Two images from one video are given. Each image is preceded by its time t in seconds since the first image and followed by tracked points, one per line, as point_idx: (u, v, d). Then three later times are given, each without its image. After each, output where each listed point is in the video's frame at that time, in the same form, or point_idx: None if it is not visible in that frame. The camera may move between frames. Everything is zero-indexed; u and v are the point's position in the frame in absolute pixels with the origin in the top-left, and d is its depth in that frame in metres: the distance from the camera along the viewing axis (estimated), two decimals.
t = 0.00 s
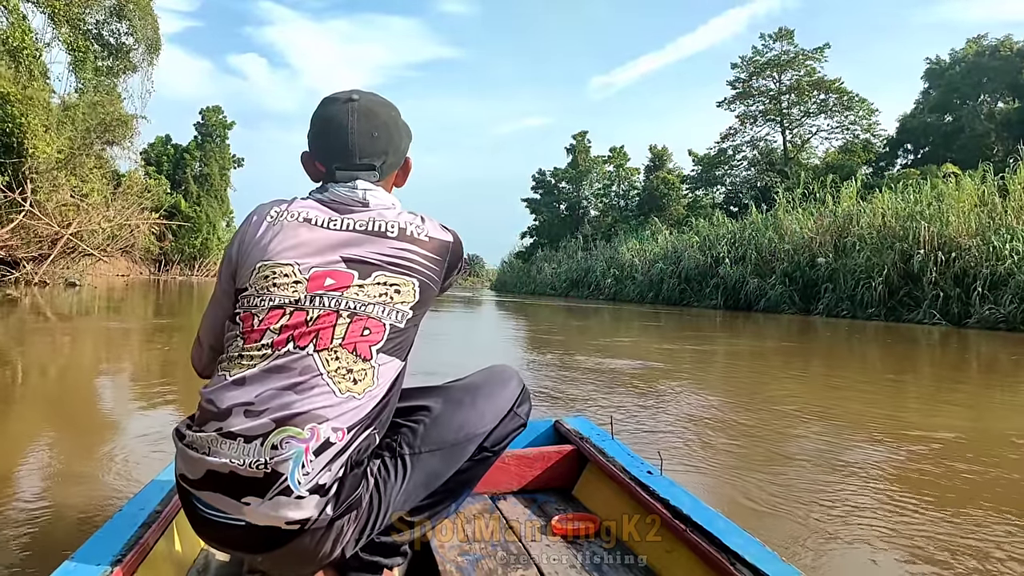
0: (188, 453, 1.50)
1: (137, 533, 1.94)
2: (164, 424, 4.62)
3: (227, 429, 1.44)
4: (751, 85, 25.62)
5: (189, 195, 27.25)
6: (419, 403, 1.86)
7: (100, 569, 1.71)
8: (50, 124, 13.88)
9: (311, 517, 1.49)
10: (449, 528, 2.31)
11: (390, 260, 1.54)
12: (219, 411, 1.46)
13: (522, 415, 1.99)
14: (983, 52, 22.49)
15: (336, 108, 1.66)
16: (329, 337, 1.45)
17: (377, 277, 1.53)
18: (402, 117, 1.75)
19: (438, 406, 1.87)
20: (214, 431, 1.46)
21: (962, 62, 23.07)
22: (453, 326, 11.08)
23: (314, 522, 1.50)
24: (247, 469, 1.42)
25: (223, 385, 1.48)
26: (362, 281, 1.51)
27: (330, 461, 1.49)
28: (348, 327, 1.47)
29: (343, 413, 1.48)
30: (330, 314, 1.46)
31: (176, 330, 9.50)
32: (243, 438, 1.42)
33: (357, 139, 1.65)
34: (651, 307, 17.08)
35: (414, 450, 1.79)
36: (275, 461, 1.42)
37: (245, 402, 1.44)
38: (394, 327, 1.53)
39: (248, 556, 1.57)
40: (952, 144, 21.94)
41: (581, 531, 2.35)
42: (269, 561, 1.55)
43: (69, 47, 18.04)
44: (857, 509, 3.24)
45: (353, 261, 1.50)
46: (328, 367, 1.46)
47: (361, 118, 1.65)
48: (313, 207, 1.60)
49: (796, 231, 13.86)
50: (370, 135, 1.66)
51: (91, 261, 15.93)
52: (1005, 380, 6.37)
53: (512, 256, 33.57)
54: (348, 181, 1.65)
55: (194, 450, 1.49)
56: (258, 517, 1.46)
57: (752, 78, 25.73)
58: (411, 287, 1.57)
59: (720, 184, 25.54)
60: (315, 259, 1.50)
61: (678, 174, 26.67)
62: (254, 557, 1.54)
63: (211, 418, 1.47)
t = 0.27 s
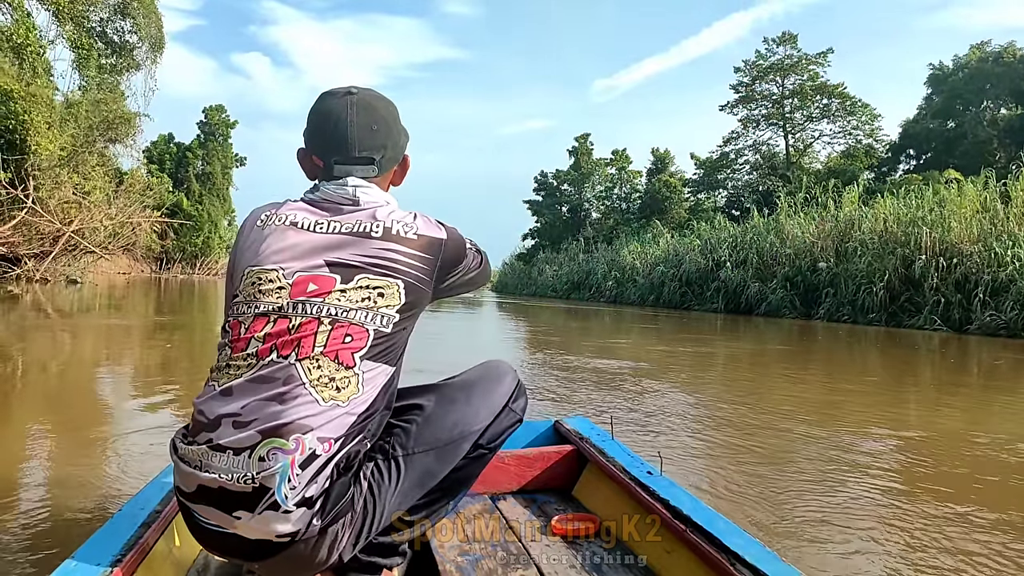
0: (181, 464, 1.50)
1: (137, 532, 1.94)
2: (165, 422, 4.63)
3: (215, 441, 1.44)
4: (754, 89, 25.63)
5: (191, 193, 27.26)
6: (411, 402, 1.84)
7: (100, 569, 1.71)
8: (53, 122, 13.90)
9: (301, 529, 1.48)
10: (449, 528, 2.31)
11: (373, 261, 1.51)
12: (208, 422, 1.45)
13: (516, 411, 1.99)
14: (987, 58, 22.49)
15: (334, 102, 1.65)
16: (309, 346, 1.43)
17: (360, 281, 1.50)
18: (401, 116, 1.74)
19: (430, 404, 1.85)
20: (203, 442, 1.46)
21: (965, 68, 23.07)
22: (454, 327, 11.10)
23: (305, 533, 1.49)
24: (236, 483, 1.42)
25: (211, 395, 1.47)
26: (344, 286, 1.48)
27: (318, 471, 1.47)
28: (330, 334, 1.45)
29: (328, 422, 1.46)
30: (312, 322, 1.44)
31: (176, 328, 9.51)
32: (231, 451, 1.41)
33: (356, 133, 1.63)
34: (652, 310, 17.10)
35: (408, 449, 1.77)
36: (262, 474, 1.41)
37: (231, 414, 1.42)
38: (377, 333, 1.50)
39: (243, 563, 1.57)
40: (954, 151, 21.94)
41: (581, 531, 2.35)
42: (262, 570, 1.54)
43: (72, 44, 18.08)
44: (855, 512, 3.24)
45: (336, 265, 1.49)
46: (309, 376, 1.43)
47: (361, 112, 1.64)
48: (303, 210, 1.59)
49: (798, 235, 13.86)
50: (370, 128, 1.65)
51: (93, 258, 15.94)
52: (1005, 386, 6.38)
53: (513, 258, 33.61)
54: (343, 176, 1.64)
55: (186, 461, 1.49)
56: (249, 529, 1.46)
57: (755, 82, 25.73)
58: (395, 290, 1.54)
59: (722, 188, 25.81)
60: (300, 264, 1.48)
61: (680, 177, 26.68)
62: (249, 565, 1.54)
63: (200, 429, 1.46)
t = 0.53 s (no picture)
0: (174, 477, 1.51)
1: (137, 533, 1.94)
2: (166, 422, 4.62)
3: (207, 451, 1.44)
4: (754, 88, 25.63)
5: (191, 194, 27.24)
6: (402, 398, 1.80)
7: (99, 569, 1.71)
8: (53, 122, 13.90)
9: (295, 537, 1.47)
10: (449, 528, 2.31)
11: (357, 267, 1.49)
12: (201, 432, 1.47)
13: (507, 403, 1.97)
14: (987, 56, 22.48)
15: (340, 95, 1.64)
16: (293, 355, 1.43)
17: (345, 287, 1.49)
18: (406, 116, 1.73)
19: (421, 400, 1.82)
20: (196, 453, 1.47)
21: (965, 66, 23.07)
22: (454, 326, 11.10)
23: (301, 541, 1.49)
24: (228, 495, 1.42)
25: (204, 404, 1.48)
26: (329, 293, 1.47)
27: (309, 478, 1.46)
28: (313, 343, 1.44)
29: (316, 430, 1.45)
30: (296, 330, 1.44)
31: (177, 328, 9.50)
32: (223, 462, 1.42)
33: (361, 125, 1.62)
34: (652, 309, 17.08)
35: (402, 447, 1.74)
36: (254, 486, 1.42)
37: (222, 424, 1.43)
38: (361, 343, 1.49)
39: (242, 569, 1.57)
40: (954, 149, 21.92)
41: (581, 531, 2.35)
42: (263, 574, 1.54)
43: (72, 44, 18.11)
44: (855, 510, 3.24)
45: (322, 270, 1.48)
46: (294, 386, 1.42)
47: (365, 105, 1.63)
48: (298, 208, 1.59)
49: (798, 234, 13.86)
50: (374, 121, 1.64)
51: (93, 259, 15.94)
52: (1006, 384, 6.38)
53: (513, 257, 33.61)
54: (341, 171, 1.62)
55: (179, 472, 1.50)
56: (244, 540, 1.46)
57: (755, 81, 25.73)
58: (379, 298, 1.52)
59: (722, 187, 25.83)
60: (289, 268, 1.49)
61: (680, 176, 26.68)
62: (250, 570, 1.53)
63: (194, 438, 1.47)
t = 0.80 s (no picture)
0: (169, 488, 1.51)
1: (137, 533, 1.93)
2: (166, 423, 4.62)
3: (203, 458, 1.45)
4: (753, 87, 25.62)
5: (190, 194, 27.20)
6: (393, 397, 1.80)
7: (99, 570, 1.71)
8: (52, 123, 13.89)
9: (295, 545, 1.48)
10: (449, 528, 2.31)
11: (348, 273, 1.46)
12: (196, 437, 1.47)
13: (500, 392, 1.96)
14: (986, 54, 22.49)
15: (356, 93, 1.63)
16: (284, 362, 1.42)
17: (337, 294, 1.46)
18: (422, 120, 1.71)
19: (413, 397, 1.82)
20: (192, 459, 1.47)
21: (964, 64, 23.07)
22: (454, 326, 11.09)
23: (301, 549, 1.49)
24: (224, 507, 1.42)
25: (200, 410, 1.49)
26: (321, 299, 1.45)
27: (306, 486, 1.47)
28: (305, 350, 1.43)
29: (310, 439, 1.45)
30: (287, 337, 1.43)
31: (176, 329, 9.49)
32: (219, 472, 1.42)
33: (375, 123, 1.60)
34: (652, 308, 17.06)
35: (398, 448, 1.74)
36: (250, 496, 1.42)
37: (218, 430, 1.44)
38: (352, 352, 1.46)
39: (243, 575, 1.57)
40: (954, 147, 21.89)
41: (581, 531, 2.35)
42: None
43: (70, 45, 18.12)
44: (854, 509, 3.23)
45: (315, 274, 1.46)
46: (286, 393, 1.42)
47: (379, 104, 1.60)
48: (304, 208, 1.57)
49: (797, 232, 13.86)
50: (388, 120, 1.61)
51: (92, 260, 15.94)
52: (1005, 382, 6.38)
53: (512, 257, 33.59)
54: (350, 171, 1.59)
55: (175, 482, 1.50)
56: (244, 549, 1.46)
57: (754, 79, 25.71)
58: (370, 307, 1.48)
59: (722, 185, 25.66)
60: (285, 270, 1.48)
61: (679, 175, 26.68)
62: None
63: (189, 445, 1.48)
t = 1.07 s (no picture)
0: (169, 492, 1.52)
1: (137, 532, 1.93)
2: (165, 424, 4.61)
3: (202, 462, 1.46)
4: (751, 87, 25.64)
5: (189, 195, 27.19)
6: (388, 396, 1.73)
7: (99, 570, 1.71)
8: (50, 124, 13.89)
9: (290, 553, 1.47)
10: (449, 528, 2.30)
11: (349, 280, 1.45)
12: (196, 439, 1.48)
13: (494, 389, 1.92)
14: (984, 54, 22.51)
15: (369, 97, 1.62)
16: (281, 367, 1.41)
17: (336, 300, 1.45)
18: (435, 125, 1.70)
19: (408, 396, 1.76)
20: (191, 462, 1.48)
21: (961, 65, 23.11)
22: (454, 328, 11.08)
23: (296, 557, 1.49)
24: (219, 515, 1.43)
25: (201, 412, 1.50)
26: (320, 304, 1.44)
27: (300, 495, 1.46)
28: (301, 357, 1.42)
29: (306, 447, 1.44)
30: (285, 343, 1.42)
31: (175, 330, 9.48)
32: (216, 477, 1.43)
33: (388, 128, 1.58)
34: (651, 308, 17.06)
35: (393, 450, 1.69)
36: (245, 503, 1.42)
37: (216, 434, 1.44)
38: (348, 361, 1.45)
39: None
40: (952, 147, 21.92)
41: (581, 531, 2.35)
42: None
43: (68, 46, 18.14)
44: (853, 509, 3.23)
45: (316, 280, 1.45)
46: (282, 400, 1.41)
47: (394, 108, 1.59)
48: (311, 215, 1.57)
49: (796, 233, 13.86)
50: (402, 125, 1.60)
51: (90, 261, 15.98)
52: (1005, 382, 6.38)
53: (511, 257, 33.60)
54: (362, 176, 1.58)
55: (175, 485, 1.51)
56: (242, 556, 1.46)
57: (752, 80, 25.73)
58: (367, 314, 1.46)
59: (720, 185, 25.79)
60: (288, 274, 1.47)
61: (677, 176, 26.70)
62: None
63: (189, 447, 1.49)
